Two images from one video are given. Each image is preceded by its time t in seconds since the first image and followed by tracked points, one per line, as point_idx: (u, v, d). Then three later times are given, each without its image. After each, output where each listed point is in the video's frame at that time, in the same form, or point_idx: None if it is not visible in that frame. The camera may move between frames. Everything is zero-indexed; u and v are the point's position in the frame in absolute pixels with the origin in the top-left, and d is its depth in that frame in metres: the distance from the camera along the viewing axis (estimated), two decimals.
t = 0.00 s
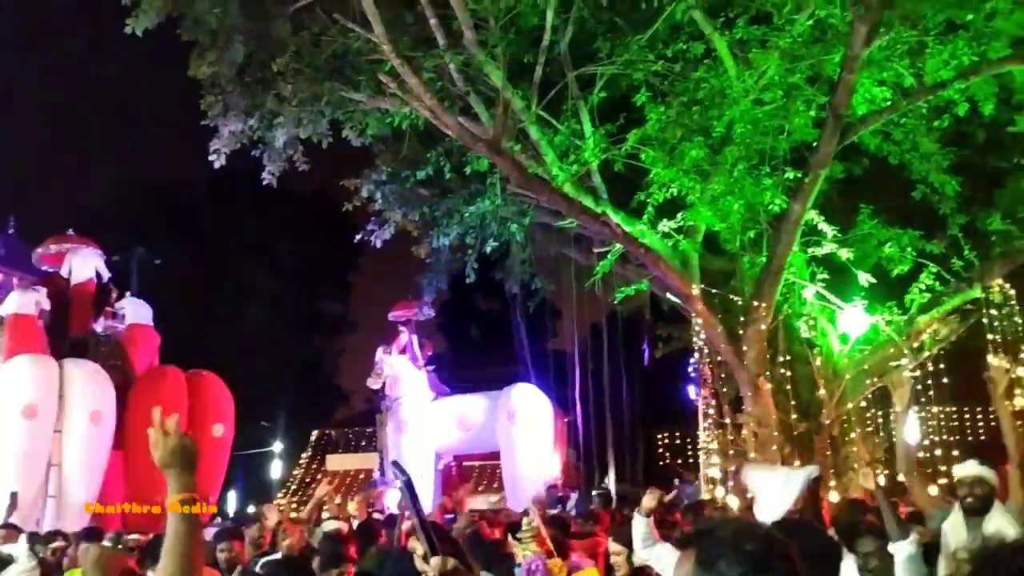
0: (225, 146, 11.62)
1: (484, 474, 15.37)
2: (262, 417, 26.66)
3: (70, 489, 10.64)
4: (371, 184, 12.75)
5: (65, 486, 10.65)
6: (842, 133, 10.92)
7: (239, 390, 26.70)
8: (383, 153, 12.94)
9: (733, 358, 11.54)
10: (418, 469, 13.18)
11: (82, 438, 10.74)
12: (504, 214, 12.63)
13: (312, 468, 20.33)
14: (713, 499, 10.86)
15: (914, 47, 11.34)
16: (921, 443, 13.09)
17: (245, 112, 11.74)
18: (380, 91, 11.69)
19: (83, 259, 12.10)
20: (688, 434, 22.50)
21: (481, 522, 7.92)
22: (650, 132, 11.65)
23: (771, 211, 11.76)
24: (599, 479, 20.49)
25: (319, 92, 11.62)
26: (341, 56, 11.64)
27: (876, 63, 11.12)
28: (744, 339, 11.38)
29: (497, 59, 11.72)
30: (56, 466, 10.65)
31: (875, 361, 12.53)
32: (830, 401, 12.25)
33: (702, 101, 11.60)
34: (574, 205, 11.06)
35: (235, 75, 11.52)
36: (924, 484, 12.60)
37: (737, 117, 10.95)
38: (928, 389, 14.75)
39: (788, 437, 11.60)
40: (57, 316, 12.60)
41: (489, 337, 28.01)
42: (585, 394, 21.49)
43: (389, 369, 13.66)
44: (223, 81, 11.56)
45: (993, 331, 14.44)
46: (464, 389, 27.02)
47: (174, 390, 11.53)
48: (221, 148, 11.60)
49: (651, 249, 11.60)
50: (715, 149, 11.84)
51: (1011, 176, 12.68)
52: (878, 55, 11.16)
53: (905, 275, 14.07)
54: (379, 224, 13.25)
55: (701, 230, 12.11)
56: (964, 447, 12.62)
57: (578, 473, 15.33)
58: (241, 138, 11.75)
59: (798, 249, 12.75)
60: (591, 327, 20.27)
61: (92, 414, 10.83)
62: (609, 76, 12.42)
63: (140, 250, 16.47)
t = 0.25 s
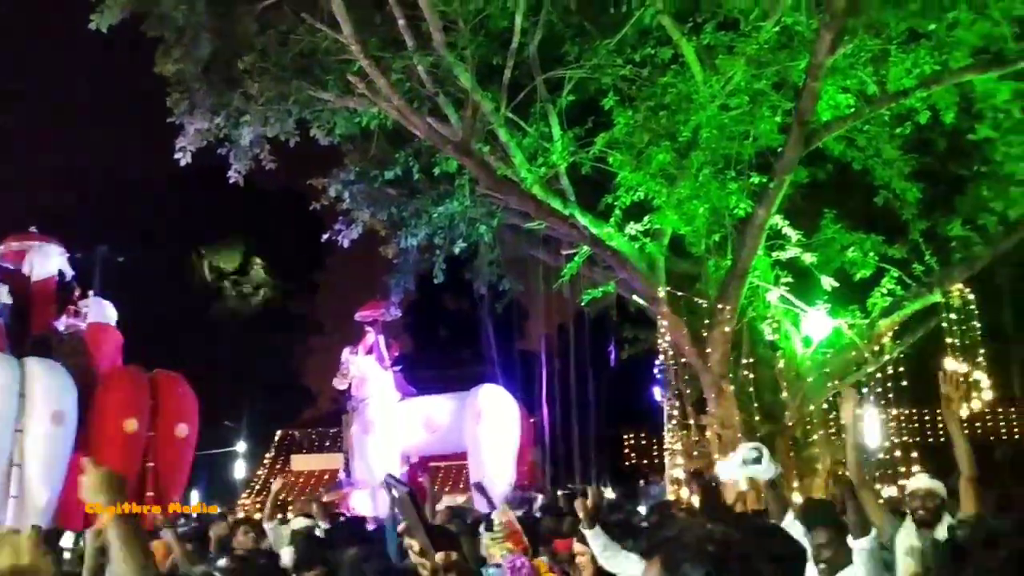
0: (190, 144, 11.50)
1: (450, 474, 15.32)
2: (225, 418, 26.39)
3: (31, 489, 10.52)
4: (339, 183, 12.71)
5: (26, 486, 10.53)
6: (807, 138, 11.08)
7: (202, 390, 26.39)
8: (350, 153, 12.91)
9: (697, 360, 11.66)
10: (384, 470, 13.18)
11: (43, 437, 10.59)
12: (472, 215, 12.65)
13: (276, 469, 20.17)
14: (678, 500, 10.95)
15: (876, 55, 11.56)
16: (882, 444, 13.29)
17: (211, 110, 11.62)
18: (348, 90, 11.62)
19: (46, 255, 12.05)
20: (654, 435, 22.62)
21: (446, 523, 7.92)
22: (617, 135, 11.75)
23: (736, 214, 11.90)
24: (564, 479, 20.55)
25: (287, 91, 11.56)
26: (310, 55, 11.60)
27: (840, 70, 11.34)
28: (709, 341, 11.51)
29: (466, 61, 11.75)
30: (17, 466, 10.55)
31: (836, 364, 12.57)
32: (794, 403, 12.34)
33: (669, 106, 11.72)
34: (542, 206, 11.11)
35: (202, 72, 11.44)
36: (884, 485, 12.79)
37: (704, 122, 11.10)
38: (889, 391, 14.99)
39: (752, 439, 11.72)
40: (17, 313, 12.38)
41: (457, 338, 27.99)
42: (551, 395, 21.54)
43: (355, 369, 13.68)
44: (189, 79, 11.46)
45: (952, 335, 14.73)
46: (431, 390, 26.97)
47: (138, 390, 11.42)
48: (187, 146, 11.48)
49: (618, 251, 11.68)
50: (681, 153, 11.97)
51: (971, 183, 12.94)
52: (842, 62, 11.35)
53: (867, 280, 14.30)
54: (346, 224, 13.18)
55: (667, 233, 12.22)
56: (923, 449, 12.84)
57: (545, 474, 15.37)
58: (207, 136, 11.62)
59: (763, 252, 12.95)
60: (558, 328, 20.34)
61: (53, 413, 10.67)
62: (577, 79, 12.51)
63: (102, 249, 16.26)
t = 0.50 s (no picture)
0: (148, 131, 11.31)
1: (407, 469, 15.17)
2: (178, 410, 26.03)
3: None
4: (298, 174, 12.52)
5: None
6: (767, 142, 11.22)
7: (155, 381, 25.97)
8: (312, 145, 12.81)
9: (655, 359, 11.78)
10: (340, 466, 13.04)
11: None
12: (434, 210, 12.62)
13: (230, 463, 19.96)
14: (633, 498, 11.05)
15: (836, 61, 11.73)
16: (833, 444, 13.53)
17: (171, 97, 11.43)
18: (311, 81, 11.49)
19: None
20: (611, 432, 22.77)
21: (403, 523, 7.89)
22: (581, 133, 11.80)
23: (696, 215, 12.04)
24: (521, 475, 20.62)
25: (249, 80, 11.43)
26: (273, 45, 11.49)
27: (802, 76, 11.45)
28: (667, 340, 11.62)
29: (431, 55, 11.73)
30: None
31: (791, 365, 12.77)
32: (748, 403, 12.46)
33: (632, 105, 11.78)
34: (505, 203, 11.13)
35: (162, 59, 11.28)
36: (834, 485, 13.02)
37: (666, 123, 11.19)
38: (840, 391, 15.27)
39: (707, 438, 11.86)
40: None
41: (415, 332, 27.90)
42: (509, 391, 21.58)
43: (311, 365, 13.42)
44: (149, 65, 11.29)
45: (903, 338, 15.06)
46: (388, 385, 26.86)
47: (93, 382, 11.24)
48: (145, 134, 11.29)
49: (579, 249, 11.73)
50: (644, 153, 12.05)
51: (924, 189, 13.22)
52: (803, 67, 11.42)
53: (822, 282, 14.55)
54: (306, 216, 13.08)
55: (628, 233, 12.30)
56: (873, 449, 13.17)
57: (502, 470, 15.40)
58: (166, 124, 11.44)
59: (720, 254, 13.22)
60: (517, 325, 20.38)
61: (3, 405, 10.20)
62: (542, 77, 12.53)
63: (55, 236, 15.94)
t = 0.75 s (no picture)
0: (126, 117, 11.22)
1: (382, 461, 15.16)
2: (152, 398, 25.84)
3: None
4: (278, 164, 12.40)
5: None
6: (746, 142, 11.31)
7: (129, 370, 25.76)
8: (292, 134, 12.76)
9: (632, 355, 11.84)
10: (314, 456, 13.11)
11: None
12: (414, 202, 12.60)
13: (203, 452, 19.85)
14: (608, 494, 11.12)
15: (816, 64, 11.82)
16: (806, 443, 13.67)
17: (150, 83, 11.35)
18: (291, 71, 11.42)
19: None
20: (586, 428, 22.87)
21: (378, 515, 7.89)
22: (562, 130, 11.83)
23: (674, 213, 12.09)
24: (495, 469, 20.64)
25: (229, 67, 11.37)
26: (253, 33, 11.42)
27: (781, 77, 11.56)
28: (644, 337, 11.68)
29: (414, 47, 11.71)
30: None
31: (766, 365, 12.97)
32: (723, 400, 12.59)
33: (614, 103, 11.83)
34: (485, 197, 11.13)
35: (141, 44, 11.20)
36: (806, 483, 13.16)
37: (648, 121, 11.25)
38: (814, 391, 15.41)
39: (681, 435, 11.95)
40: None
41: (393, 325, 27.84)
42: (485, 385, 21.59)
43: (288, 354, 13.55)
44: (128, 50, 11.20)
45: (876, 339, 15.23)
46: (364, 377, 26.80)
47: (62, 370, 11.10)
48: (122, 120, 11.19)
49: (558, 245, 11.76)
50: (624, 150, 12.10)
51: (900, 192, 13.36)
52: (783, 69, 11.54)
53: (798, 282, 14.68)
54: (285, 206, 12.92)
55: (607, 229, 12.34)
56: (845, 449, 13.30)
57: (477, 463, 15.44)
58: (144, 110, 11.35)
59: (698, 252, 13.29)
60: (494, 319, 20.39)
61: None
62: (525, 72, 12.55)
63: (29, 220, 15.78)
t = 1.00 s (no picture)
0: (101, 93, 11.04)
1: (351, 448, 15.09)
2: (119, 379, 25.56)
3: None
4: (255, 146, 12.16)
5: None
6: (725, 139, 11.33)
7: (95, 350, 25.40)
8: (270, 116, 12.63)
9: (605, 349, 11.87)
10: (283, 442, 12.95)
11: None
12: (391, 189, 12.52)
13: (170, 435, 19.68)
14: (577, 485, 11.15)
15: (796, 65, 11.85)
16: (774, 441, 13.79)
17: (126, 59, 11.18)
18: (271, 52, 11.28)
19: None
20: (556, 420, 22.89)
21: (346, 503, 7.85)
22: (542, 121, 11.81)
23: (652, 209, 12.14)
24: (465, 459, 20.62)
25: (208, 46, 11.24)
26: (233, 13, 11.30)
27: (761, 76, 11.60)
28: (618, 330, 11.72)
29: (396, 34, 11.64)
30: None
31: (737, 361, 12.98)
32: (694, 395, 12.67)
33: (595, 96, 11.83)
34: (464, 187, 11.10)
35: (118, 19, 11.06)
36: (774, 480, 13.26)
37: (628, 115, 11.26)
38: (783, 389, 15.56)
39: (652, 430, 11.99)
40: None
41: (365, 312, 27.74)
42: (457, 375, 21.56)
43: (260, 338, 13.26)
44: (105, 25, 11.04)
45: (846, 339, 15.38)
46: (335, 363, 26.67)
47: (29, 347, 10.96)
48: (96, 95, 11.01)
49: (535, 237, 11.75)
50: (604, 144, 12.09)
51: (875, 195, 13.47)
52: (763, 68, 11.57)
53: (771, 282, 14.78)
54: (261, 189, 12.72)
55: (584, 222, 12.34)
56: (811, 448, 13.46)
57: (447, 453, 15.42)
58: (119, 87, 11.16)
59: (675, 248, 13.30)
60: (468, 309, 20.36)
61: None
62: (506, 62, 12.51)
63: None
